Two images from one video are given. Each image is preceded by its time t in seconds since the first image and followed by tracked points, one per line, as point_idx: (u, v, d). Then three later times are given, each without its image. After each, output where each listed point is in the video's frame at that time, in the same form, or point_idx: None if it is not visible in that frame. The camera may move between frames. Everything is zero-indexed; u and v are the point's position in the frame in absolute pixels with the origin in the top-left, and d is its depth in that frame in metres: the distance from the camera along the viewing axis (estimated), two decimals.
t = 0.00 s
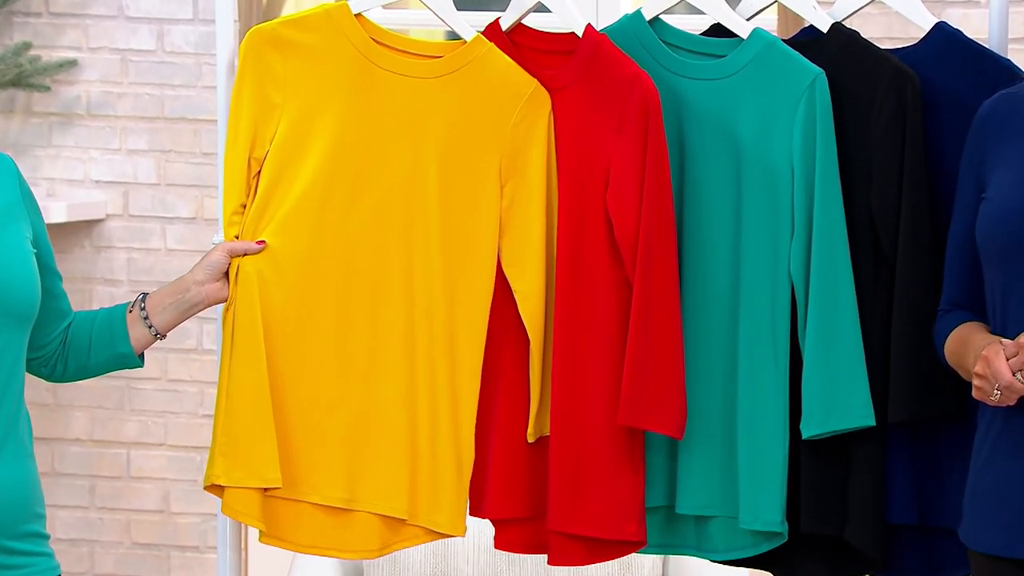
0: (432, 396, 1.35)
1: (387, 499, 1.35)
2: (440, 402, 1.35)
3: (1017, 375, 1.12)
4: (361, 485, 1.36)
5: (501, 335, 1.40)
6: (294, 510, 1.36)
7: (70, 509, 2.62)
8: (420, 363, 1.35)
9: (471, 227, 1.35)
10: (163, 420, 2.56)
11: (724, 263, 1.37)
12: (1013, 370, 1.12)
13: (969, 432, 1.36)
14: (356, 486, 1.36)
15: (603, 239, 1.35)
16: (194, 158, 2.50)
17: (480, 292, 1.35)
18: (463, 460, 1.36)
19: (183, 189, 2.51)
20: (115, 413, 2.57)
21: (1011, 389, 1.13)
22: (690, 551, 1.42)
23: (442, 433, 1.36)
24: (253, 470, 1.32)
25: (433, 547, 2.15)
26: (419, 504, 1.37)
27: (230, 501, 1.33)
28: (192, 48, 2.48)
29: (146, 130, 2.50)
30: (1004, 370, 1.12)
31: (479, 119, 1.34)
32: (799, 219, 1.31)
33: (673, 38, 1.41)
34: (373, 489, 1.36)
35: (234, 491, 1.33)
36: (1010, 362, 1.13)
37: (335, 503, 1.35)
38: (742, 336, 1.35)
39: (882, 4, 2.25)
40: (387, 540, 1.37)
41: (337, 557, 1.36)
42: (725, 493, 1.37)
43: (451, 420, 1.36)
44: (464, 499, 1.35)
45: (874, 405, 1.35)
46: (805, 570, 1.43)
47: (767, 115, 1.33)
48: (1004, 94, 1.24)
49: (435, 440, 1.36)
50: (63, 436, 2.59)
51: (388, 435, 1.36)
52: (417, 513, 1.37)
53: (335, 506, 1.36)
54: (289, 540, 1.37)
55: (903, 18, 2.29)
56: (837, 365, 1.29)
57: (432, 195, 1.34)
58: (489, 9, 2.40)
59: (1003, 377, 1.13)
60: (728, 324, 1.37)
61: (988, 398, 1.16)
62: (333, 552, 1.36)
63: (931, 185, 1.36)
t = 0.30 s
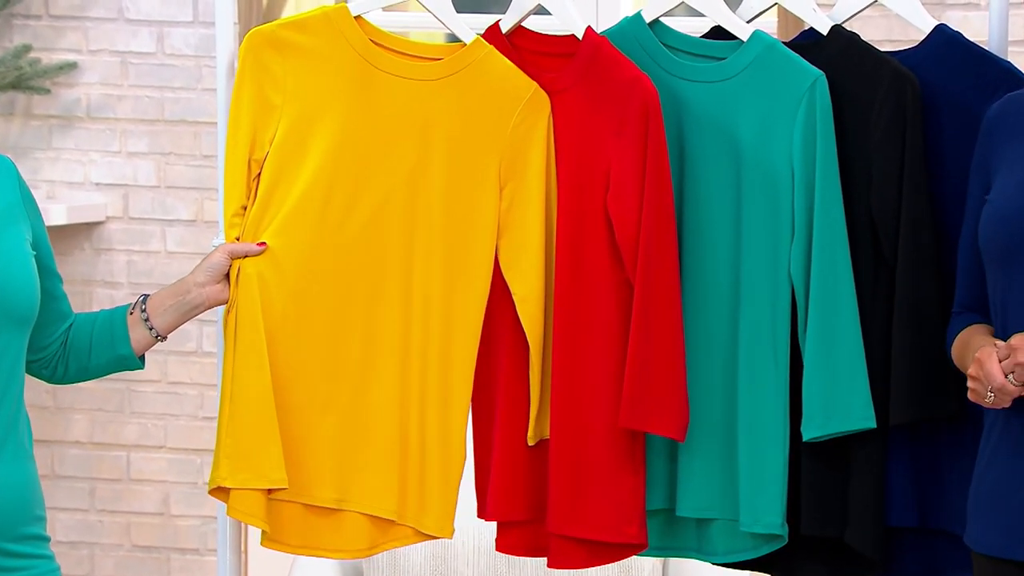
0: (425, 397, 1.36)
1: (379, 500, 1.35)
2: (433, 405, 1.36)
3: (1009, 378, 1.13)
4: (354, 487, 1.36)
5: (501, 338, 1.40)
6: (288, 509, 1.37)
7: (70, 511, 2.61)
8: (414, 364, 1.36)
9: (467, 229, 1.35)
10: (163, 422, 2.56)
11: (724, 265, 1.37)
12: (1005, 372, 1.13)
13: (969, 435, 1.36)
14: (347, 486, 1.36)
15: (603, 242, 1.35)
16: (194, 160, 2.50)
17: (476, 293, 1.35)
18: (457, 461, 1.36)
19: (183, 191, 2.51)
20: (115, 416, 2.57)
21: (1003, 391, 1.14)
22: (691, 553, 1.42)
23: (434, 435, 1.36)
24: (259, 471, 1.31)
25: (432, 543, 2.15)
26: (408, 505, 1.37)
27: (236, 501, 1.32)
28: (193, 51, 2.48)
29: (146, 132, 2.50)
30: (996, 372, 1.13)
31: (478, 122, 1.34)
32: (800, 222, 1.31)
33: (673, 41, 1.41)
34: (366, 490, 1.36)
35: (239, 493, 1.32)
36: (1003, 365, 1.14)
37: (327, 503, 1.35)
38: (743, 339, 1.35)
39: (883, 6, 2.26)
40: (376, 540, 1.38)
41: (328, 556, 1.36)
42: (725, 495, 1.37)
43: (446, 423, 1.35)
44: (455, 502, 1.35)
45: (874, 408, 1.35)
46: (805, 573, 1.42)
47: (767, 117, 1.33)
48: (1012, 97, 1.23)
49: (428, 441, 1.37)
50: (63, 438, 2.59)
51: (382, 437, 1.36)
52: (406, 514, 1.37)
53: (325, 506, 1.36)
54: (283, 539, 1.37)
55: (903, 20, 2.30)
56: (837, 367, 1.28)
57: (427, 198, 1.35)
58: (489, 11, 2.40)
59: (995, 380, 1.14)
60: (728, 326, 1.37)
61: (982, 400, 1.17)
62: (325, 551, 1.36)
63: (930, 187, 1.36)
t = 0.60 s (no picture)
0: (429, 400, 1.36)
1: (385, 503, 1.35)
2: (436, 408, 1.36)
3: (1009, 379, 1.13)
4: (358, 489, 1.36)
5: (501, 340, 1.40)
6: (292, 511, 1.37)
7: (70, 513, 2.61)
8: (416, 366, 1.36)
9: (469, 231, 1.35)
10: (163, 424, 2.56)
11: (725, 267, 1.37)
12: (1004, 373, 1.13)
13: (969, 437, 1.36)
14: (351, 488, 1.36)
15: (604, 244, 1.35)
16: (194, 162, 2.50)
17: (478, 295, 1.35)
18: (458, 463, 1.36)
19: (182, 194, 2.51)
20: (115, 418, 2.57)
21: (1003, 392, 1.14)
22: (692, 555, 1.42)
23: (438, 437, 1.36)
24: (260, 473, 1.31)
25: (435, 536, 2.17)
26: (414, 507, 1.37)
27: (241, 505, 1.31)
28: (192, 53, 2.48)
29: (146, 134, 2.50)
30: (995, 373, 1.13)
31: (478, 124, 1.34)
32: (800, 224, 1.31)
33: (673, 43, 1.41)
34: (370, 494, 1.36)
35: (245, 496, 1.31)
36: (1002, 365, 1.14)
37: (331, 506, 1.35)
38: (743, 341, 1.35)
39: (882, 8, 2.26)
40: (382, 543, 1.38)
41: (338, 560, 1.35)
42: (726, 498, 1.37)
43: (449, 425, 1.35)
44: (457, 504, 1.36)
45: (875, 410, 1.35)
46: None
47: (767, 119, 1.33)
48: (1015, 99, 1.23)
49: (432, 443, 1.37)
50: (63, 440, 2.59)
51: (384, 439, 1.36)
52: (412, 516, 1.37)
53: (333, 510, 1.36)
54: (285, 540, 1.37)
55: (903, 22, 2.30)
56: (838, 369, 1.28)
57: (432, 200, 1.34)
58: (489, 14, 2.40)
59: (995, 381, 1.14)
60: (728, 328, 1.37)
61: (983, 402, 1.17)
62: (334, 555, 1.36)
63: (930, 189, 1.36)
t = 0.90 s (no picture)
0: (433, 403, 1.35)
1: (393, 506, 1.35)
2: (443, 411, 1.35)
3: (1016, 378, 1.13)
4: (365, 492, 1.35)
5: (501, 341, 1.40)
6: (297, 515, 1.36)
7: (70, 514, 2.61)
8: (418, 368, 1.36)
9: (470, 232, 1.35)
10: (163, 426, 2.56)
11: (725, 268, 1.37)
12: (1012, 374, 1.13)
13: (969, 437, 1.36)
14: (359, 491, 1.35)
15: (604, 244, 1.35)
16: (194, 163, 2.50)
17: (481, 296, 1.35)
18: (466, 465, 1.36)
19: (182, 195, 2.51)
20: (115, 419, 2.57)
21: (1011, 392, 1.14)
22: (692, 556, 1.42)
23: (446, 439, 1.35)
24: (254, 474, 1.31)
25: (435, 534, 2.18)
26: (423, 510, 1.36)
27: (230, 509, 1.32)
28: (192, 54, 2.48)
29: (146, 135, 2.50)
30: (1002, 374, 1.13)
31: (479, 125, 1.34)
32: (800, 224, 1.31)
33: (674, 44, 1.41)
34: (376, 496, 1.35)
35: (237, 497, 1.32)
36: (1009, 366, 1.14)
37: (338, 509, 1.35)
38: (743, 342, 1.35)
39: (882, 9, 2.26)
40: (394, 547, 1.37)
41: (342, 563, 1.35)
42: (726, 499, 1.37)
43: (454, 427, 1.35)
44: (467, 507, 1.35)
45: (875, 411, 1.35)
46: None
47: (767, 120, 1.33)
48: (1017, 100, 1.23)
49: (440, 447, 1.35)
50: (63, 442, 2.59)
51: (388, 441, 1.35)
52: (423, 520, 1.36)
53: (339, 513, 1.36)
54: (292, 544, 1.36)
55: (904, 23, 2.30)
56: (838, 370, 1.28)
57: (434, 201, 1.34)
58: (489, 15, 2.41)
59: (1002, 382, 1.14)
60: (728, 328, 1.38)
61: (990, 403, 1.17)
62: (341, 559, 1.35)
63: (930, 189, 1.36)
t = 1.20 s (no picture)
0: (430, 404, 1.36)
1: (390, 506, 1.35)
2: (441, 411, 1.35)
3: (1021, 379, 1.13)
4: (362, 491, 1.35)
5: (501, 342, 1.40)
6: (294, 515, 1.36)
7: (70, 515, 2.61)
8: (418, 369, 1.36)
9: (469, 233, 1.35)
10: (163, 426, 2.56)
11: (725, 269, 1.37)
12: (1017, 375, 1.13)
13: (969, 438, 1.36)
14: (356, 490, 1.35)
15: (604, 245, 1.35)
16: (194, 164, 2.50)
17: (480, 297, 1.35)
18: (465, 466, 1.36)
19: (182, 195, 2.51)
20: (115, 419, 2.57)
21: (1015, 394, 1.14)
22: (691, 557, 1.42)
23: (444, 439, 1.35)
24: (254, 475, 1.31)
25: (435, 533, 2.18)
26: (421, 509, 1.36)
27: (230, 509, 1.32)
28: (192, 54, 2.48)
29: (146, 135, 2.50)
30: (1007, 376, 1.14)
31: (479, 125, 1.34)
32: (799, 225, 1.31)
33: (674, 44, 1.41)
34: (373, 496, 1.35)
35: (238, 498, 1.32)
36: (1014, 367, 1.14)
37: (336, 509, 1.35)
38: (743, 342, 1.35)
39: (882, 10, 2.27)
40: (390, 547, 1.37)
41: (338, 563, 1.35)
42: (725, 499, 1.37)
43: (453, 428, 1.35)
44: (464, 507, 1.34)
45: (875, 412, 1.35)
46: None
47: (767, 120, 1.33)
48: (1016, 100, 1.23)
49: (438, 447, 1.35)
50: (63, 442, 2.59)
51: (386, 441, 1.35)
52: (419, 520, 1.36)
53: (336, 513, 1.36)
54: (290, 544, 1.36)
55: (904, 24, 2.30)
56: (837, 370, 1.28)
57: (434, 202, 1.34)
58: (489, 15, 2.41)
59: (1007, 383, 1.14)
60: (728, 329, 1.37)
61: (994, 404, 1.17)
62: (338, 559, 1.35)
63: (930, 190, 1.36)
